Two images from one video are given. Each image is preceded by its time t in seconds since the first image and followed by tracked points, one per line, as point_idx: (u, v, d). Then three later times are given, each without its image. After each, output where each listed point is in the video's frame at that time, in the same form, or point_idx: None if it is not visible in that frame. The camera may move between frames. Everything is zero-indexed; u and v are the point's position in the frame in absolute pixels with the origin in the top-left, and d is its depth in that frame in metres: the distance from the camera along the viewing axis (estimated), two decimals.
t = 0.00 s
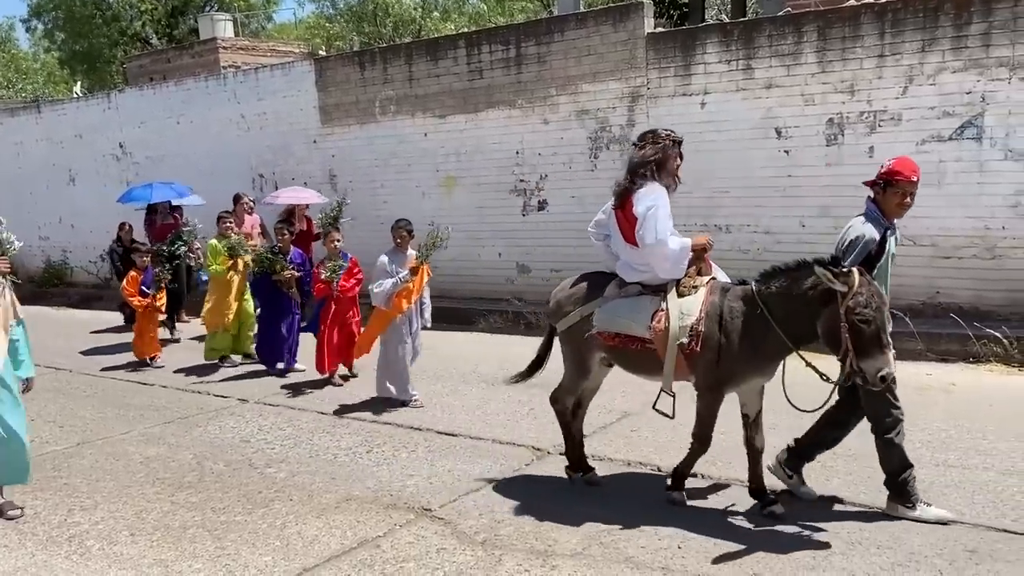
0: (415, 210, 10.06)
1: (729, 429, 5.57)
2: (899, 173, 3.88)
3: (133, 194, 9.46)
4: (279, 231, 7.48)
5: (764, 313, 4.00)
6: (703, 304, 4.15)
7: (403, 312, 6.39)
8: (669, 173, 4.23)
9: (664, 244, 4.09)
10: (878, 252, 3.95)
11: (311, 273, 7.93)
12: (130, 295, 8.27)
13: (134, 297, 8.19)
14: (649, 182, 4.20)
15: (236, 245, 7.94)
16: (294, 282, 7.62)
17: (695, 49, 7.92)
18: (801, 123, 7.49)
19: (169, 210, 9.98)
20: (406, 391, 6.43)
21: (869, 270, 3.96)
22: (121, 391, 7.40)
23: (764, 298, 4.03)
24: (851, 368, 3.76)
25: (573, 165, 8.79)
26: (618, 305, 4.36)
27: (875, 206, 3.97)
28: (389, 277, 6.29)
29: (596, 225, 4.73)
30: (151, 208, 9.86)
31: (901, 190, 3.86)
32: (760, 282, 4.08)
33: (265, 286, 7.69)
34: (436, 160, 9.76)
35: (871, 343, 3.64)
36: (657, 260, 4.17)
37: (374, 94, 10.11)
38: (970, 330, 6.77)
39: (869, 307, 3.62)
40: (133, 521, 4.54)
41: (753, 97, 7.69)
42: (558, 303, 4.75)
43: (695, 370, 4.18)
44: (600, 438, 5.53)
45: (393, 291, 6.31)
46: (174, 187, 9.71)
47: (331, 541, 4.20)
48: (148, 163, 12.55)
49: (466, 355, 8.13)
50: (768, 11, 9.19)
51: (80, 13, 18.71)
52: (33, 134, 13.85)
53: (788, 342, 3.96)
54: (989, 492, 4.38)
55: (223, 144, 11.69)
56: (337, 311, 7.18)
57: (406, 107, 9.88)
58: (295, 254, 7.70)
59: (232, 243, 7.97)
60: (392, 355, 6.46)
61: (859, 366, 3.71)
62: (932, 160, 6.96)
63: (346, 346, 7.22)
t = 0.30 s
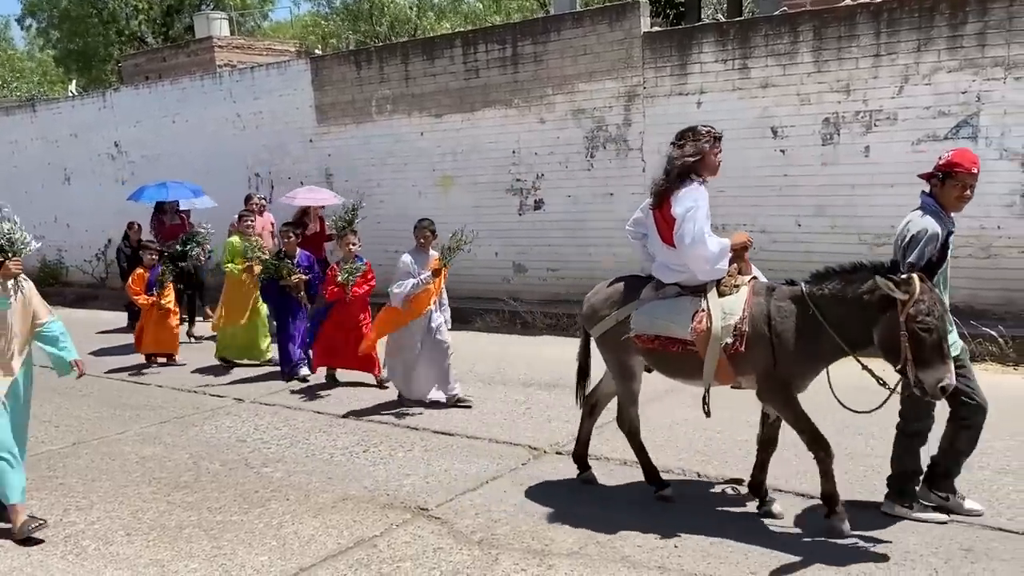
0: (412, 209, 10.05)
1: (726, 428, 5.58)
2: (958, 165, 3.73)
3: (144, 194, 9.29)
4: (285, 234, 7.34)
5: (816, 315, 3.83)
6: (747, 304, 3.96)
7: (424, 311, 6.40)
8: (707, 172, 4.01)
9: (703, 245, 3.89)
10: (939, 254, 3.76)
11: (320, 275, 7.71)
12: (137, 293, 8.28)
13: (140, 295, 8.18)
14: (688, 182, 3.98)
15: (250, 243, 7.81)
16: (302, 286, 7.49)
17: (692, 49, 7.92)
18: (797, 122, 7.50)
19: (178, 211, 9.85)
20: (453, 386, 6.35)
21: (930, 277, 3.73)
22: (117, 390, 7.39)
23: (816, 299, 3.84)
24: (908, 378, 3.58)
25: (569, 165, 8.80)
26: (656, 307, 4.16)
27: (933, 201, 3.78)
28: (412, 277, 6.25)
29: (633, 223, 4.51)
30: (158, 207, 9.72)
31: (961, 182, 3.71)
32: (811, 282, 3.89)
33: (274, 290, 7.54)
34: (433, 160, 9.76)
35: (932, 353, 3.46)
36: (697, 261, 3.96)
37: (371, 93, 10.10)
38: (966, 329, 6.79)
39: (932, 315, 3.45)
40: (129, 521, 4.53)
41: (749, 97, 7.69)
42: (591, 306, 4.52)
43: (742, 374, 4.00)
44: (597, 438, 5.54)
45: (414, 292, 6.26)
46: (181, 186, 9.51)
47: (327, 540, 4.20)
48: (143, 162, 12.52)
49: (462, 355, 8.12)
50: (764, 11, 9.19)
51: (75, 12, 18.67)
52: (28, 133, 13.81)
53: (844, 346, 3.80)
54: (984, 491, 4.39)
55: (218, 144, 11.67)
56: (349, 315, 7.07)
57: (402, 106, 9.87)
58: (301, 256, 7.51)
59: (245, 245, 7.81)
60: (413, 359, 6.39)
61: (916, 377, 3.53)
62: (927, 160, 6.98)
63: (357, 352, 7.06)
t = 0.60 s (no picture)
0: (410, 208, 10.04)
1: (724, 427, 5.59)
2: None
3: (156, 188, 9.27)
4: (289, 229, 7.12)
5: (878, 315, 3.79)
6: (807, 305, 3.89)
7: (455, 310, 6.26)
8: (753, 160, 3.97)
9: (762, 237, 3.78)
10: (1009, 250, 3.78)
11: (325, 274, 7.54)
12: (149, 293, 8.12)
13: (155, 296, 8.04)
14: (736, 171, 3.92)
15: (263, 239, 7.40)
16: (309, 284, 7.20)
17: (689, 48, 7.93)
18: (795, 122, 7.51)
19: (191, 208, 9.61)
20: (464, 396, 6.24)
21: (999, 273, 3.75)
22: (115, 389, 7.38)
23: (877, 299, 3.81)
24: (974, 380, 3.53)
25: (567, 164, 8.80)
26: (707, 308, 4.08)
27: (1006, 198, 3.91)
28: (444, 273, 6.13)
29: (673, 225, 4.48)
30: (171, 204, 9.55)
31: None
32: (872, 283, 3.87)
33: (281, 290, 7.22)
34: (430, 159, 9.75)
35: (1001, 353, 3.42)
36: (756, 257, 3.84)
37: (368, 92, 10.09)
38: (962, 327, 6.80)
39: (1002, 313, 3.40)
40: (127, 520, 4.53)
41: (746, 96, 7.70)
42: (633, 306, 4.45)
43: (801, 377, 3.94)
44: (596, 437, 5.54)
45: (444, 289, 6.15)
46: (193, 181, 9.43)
47: (326, 539, 4.20)
48: (140, 162, 12.50)
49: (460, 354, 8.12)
50: (761, 9, 9.20)
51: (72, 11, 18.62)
52: (24, 132, 13.77)
53: (909, 346, 3.75)
54: (981, 489, 4.41)
55: (216, 143, 11.65)
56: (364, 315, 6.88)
57: (400, 105, 9.87)
58: (307, 253, 7.30)
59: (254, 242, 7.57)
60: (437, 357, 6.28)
61: (983, 378, 3.48)
62: (924, 159, 6.99)
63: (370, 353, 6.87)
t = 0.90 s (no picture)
0: (409, 207, 10.04)
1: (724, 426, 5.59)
2: None
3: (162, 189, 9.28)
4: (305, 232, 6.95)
5: (947, 315, 3.69)
6: (867, 307, 3.80)
7: (486, 310, 6.13)
8: (808, 160, 3.85)
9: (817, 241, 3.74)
10: None
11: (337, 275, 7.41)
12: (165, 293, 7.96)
13: (169, 295, 7.88)
14: (791, 172, 3.80)
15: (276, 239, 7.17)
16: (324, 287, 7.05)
17: (689, 47, 7.93)
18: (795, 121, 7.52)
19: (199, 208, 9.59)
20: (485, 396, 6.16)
21: None
22: (114, 389, 7.38)
23: (946, 299, 3.71)
24: None
25: (566, 163, 8.81)
26: (762, 315, 3.97)
27: None
28: (474, 274, 6.01)
29: (717, 223, 4.38)
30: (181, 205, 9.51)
31: None
32: (939, 281, 3.77)
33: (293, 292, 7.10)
34: (430, 158, 9.75)
35: None
36: (807, 260, 3.81)
37: (367, 91, 10.09)
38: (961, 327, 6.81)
39: None
40: (127, 519, 4.53)
41: (745, 95, 7.70)
42: (679, 311, 4.35)
43: (857, 381, 3.82)
44: (596, 436, 5.54)
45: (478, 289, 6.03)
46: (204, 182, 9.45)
47: (325, 538, 4.20)
48: (139, 161, 12.49)
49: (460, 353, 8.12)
50: (760, 8, 9.20)
51: (71, 10, 18.61)
52: (23, 131, 13.77)
53: (981, 346, 3.65)
54: (981, 488, 4.41)
55: (215, 142, 11.64)
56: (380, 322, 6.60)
57: (399, 104, 9.86)
58: (323, 257, 7.14)
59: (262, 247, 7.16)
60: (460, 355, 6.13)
61: None
62: (924, 158, 7.00)
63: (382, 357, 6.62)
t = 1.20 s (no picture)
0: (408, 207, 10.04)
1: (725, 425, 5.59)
2: None
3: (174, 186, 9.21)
4: (323, 229, 6.92)
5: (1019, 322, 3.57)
6: (939, 310, 3.65)
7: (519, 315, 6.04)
8: (872, 152, 3.70)
9: (892, 235, 3.55)
10: None
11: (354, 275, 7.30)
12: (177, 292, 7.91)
13: (182, 296, 7.81)
14: (857, 164, 3.65)
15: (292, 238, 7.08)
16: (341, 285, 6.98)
17: (689, 46, 7.93)
18: (794, 120, 7.52)
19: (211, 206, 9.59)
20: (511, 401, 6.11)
21: None
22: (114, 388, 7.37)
23: (1018, 304, 3.59)
24: None
25: (566, 163, 8.81)
26: (825, 313, 3.80)
27: None
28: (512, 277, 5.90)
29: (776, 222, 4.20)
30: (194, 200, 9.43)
31: None
32: (1012, 286, 3.64)
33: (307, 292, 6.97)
34: (430, 157, 9.75)
35: None
36: (884, 256, 3.61)
37: (367, 90, 10.10)
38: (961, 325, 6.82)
39: None
40: (127, 517, 4.53)
41: (745, 94, 7.71)
42: (735, 309, 4.15)
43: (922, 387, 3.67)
44: (595, 435, 5.54)
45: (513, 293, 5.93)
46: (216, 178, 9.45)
47: (326, 537, 4.20)
48: (140, 160, 12.49)
49: (460, 352, 8.12)
50: (759, 8, 9.20)
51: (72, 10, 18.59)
52: (23, 131, 13.77)
53: None
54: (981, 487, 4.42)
55: (215, 141, 11.64)
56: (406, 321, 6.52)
57: (399, 104, 9.87)
58: (341, 257, 7.06)
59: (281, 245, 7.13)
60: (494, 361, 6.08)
61: None
62: (923, 157, 7.00)
63: (412, 358, 6.60)
